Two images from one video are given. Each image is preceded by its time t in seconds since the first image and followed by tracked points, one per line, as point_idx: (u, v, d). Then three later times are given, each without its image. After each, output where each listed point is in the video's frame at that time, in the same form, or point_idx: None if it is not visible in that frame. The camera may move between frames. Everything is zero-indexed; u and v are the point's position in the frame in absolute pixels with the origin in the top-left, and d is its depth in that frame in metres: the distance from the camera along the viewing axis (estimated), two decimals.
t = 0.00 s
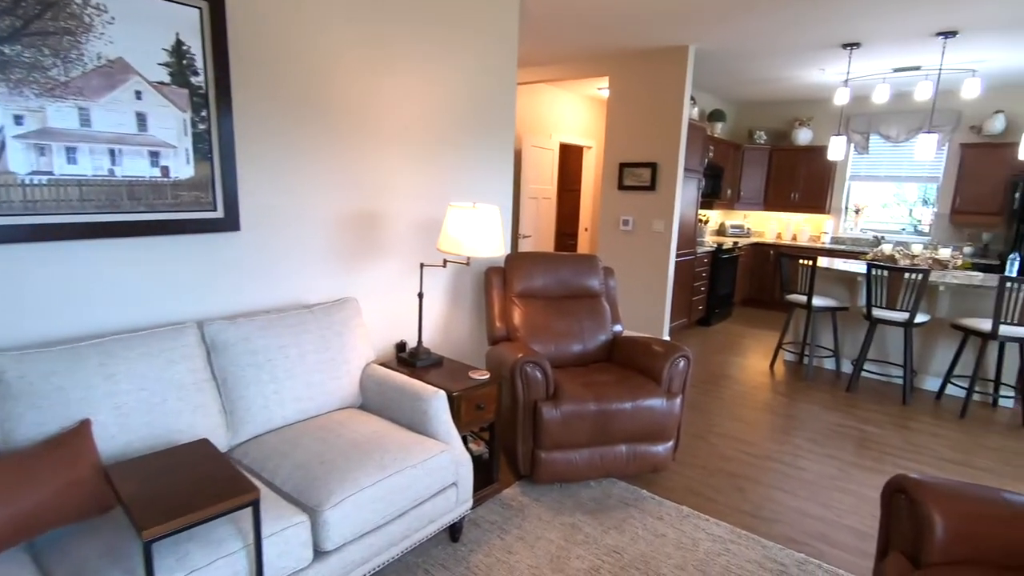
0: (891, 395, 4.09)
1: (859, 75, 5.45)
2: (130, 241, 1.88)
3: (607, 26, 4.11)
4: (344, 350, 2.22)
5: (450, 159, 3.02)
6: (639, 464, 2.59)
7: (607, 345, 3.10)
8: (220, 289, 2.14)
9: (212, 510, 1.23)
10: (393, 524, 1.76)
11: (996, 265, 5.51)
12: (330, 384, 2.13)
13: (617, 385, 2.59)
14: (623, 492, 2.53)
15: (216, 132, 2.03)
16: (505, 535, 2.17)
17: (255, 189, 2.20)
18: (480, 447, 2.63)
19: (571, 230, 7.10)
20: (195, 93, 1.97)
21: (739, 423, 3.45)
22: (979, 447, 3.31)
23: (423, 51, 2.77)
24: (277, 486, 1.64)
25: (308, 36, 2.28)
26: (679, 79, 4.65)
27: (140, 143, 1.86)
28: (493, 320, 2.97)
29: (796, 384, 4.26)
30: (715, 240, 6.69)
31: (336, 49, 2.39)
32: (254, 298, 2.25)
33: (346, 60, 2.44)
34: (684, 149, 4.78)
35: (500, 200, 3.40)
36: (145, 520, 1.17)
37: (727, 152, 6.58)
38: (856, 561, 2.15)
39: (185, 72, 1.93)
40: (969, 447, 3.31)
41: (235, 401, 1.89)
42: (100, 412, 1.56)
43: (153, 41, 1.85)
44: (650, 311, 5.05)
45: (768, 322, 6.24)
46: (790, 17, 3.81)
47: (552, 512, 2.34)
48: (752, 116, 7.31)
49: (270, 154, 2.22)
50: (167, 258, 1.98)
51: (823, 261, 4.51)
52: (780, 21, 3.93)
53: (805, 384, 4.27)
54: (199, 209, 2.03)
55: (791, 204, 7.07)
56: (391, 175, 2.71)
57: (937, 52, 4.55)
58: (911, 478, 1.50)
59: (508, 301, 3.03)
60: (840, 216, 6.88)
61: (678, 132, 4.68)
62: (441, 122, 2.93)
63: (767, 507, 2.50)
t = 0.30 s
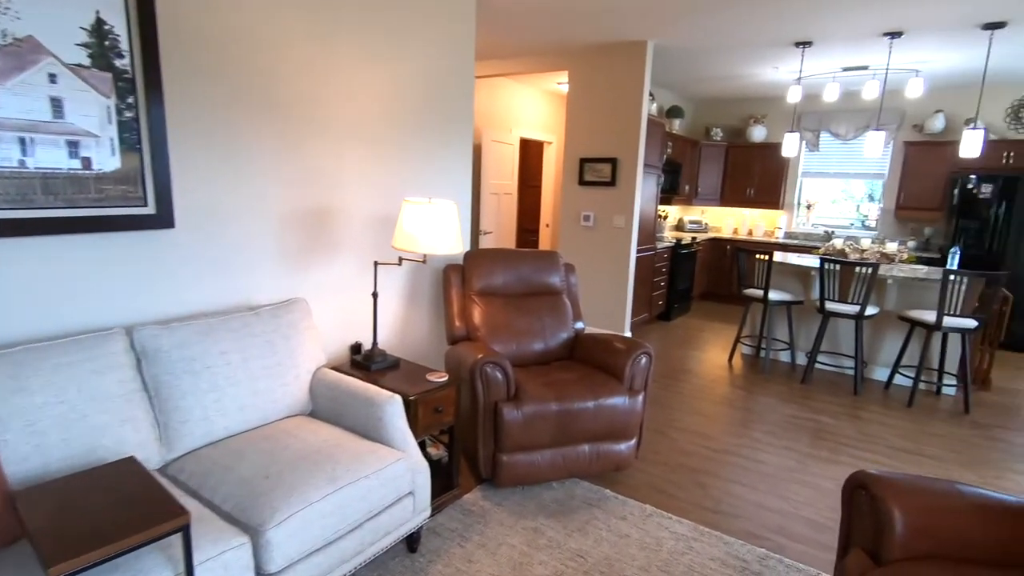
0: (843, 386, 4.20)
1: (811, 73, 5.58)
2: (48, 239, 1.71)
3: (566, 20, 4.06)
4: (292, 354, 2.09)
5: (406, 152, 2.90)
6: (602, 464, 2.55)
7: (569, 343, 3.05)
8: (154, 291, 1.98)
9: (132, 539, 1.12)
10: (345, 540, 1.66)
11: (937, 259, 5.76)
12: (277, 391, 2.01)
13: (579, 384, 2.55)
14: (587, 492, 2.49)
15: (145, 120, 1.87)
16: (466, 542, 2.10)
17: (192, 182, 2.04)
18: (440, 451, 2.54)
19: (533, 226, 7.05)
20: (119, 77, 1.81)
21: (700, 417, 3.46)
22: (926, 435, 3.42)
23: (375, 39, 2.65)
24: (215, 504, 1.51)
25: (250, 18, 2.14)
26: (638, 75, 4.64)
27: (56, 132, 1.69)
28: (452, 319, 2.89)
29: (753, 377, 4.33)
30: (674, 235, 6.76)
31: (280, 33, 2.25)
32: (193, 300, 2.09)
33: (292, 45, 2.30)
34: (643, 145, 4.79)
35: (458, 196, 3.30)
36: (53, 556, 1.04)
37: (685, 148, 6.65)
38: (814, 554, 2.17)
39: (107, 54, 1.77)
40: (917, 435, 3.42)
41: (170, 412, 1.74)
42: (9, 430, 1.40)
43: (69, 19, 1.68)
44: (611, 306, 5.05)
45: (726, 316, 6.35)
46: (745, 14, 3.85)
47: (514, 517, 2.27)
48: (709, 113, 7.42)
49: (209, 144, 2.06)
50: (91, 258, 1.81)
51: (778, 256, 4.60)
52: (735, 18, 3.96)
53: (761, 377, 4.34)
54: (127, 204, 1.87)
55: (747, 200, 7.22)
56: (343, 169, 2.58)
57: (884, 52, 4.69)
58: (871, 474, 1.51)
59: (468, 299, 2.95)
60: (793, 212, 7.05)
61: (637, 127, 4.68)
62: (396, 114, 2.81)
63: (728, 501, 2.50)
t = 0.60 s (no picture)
0: (797, 378, 4.29)
1: (763, 72, 5.68)
2: None
3: (523, 13, 3.98)
4: (232, 365, 1.93)
5: (354, 147, 2.75)
6: (564, 468, 2.49)
7: (529, 344, 2.98)
8: (72, 299, 1.79)
9: None
10: (290, 566, 1.54)
11: (882, 253, 5.99)
12: (215, 405, 1.85)
13: (541, 387, 2.48)
14: (549, 498, 2.42)
15: (56, 110, 1.68)
16: (424, 557, 2.00)
17: (115, 178, 1.86)
18: (395, 461, 2.43)
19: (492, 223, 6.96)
20: (25, 61, 1.62)
21: (660, 415, 3.46)
22: (876, 425, 3.52)
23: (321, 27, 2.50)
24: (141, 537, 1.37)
25: None
26: (596, 71, 4.60)
27: None
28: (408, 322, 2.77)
29: (711, 372, 4.37)
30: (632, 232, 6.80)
31: (215, 17, 2.08)
32: (119, 308, 1.91)
33: (229, 31, 2.13)
34: (602, 142, 4.76)
35: (412, 193, 3.17)
36: None
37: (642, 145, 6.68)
38: (776, 551, 2.17)
39: (9, 35, 1.58)
40: (867, 425, 3.51)
41: (89, 434, 1.57)
42: None
43: None
44: (571, 304, 5.02)
45: (683, 311, 6.43)
46: (701, 12, 3.85)
47: (475, 527, 2.19)
48: (665, 110, 7.49)
49: (134, 136, 1.89)
50: None
51: (733, 252, 4.66)
52: (691, 16, 3.97)
53: (719, 372, 4.39)
54: (38, 203, 1.68)
55: (702, 196, 7.33)
56: (286, 164, 2.42)
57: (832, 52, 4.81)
58: (835, 475, 1.51)
59: (424, 300, 2.84)
60: (746, 208, 7.20)
61: (596, 124, 4.65)
62: (344, 107, 2.67)
63: (690, 501, 2.48)
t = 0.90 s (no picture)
0: (758, 374, 4.35)
1: (721, 71, 5.74)
2: None
3: (481, 9, 3.89)
4: (171, 382, 1.79)
5: (305, 145, 2.61)
6: (531, 476, 2.43)
7: (494, 349, 2.90)
8: None
9: None
10: None
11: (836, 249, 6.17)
12: (152, 426, 1.71)
13: (505, 393, 2.41)
14: (515, 508, 2.35)
15: None
16: None
17: (32, 180, 1.68)
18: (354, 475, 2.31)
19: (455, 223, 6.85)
20: None
21: (626, 415, 3.44)
22: (834, 420, 3.57)
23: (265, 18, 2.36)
24: None
25: None
26: (557, 68, 4.55)
27: None
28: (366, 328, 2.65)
29: (675, 370, 4.39)
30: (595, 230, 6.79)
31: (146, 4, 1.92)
32: (41, 322, 1.74)
33: (162, 20, 1.97)
34: (564, 140, 4.72)
35: (368, 193, 3.05)
36: None
37: (604, 144, 6.68)
38: (744, 553, 2.15)
39: None
40: (826, 420, 3.57)
41: (4, 465, 1.41)
42: None
43: None
44: (536, 304, 4.97)
45: (647, 309, 6.46)
46: (660, 10, 3.84)
47: (438, 543, 2.10)
48: (626, 108, 7.52)
49: (54, 134, 1.72)
50: None
51: (695, 250, 4.68)
52: (651, 14, 3.95)
53: (683, 369, 4.41)
54: None
55: (664, 194, 7.39)
56: (232, 163, 2.27)
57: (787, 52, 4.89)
58: (804, 481, 1.49)
59: (383, 305, 2.72)
60: (706, 206, 7.30)
61: (558, 122, 4.60)
62: (293, 103, 2.53)
63: (658, 505, 2.45)
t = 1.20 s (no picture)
0: (727, 371, 4.37)
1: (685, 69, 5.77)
2: None
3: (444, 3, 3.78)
4: (109, 400, 1.65)
5: (257, 143, 2.48)
6: (501, 484, 2.36)
7: (461, 353, 2.82)
8: None
9: None
10: None
11: (798, 245, 6.28)
12: (86, 449, 1.57)
13: (473, 400, 2.33)
14: (485, 518, 2.28)
15: None
16: None
17: None
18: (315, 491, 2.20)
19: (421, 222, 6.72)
20: None
21: (597, 416, 3.40)
22: (801, 415, 3.60)
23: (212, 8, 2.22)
24: None
25: None
26: (523, 65, 4.48)
27: None
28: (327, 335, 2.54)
29: (645, 368, 4.38)
30: (564, 228, 6.76)
31: None
32: None
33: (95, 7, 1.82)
34: (531, 138, 4.65)
35: (326, 193, 2.92)
36: None
37: (571, 141, 6.65)
38: (717, 557, 2.13)
39: None
40: (793, 415, 3.59)
41: None
42: None
43: None
44: (504, 304, 4.90)
45: (617, 307, 6.47)
46: (625, 6, 3.81)
47: (405, 560, 2.01)
48: (592, 106, 7.50)
49: None
50: None
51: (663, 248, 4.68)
52: (616, 11, 3.92)
53: (653, 368, 4.41)
54: None
55: (631, 192, 7.41)
56: (177, 163, 2.13)
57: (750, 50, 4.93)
58: (779, 488, 1.46)
59: (345, 311, 2.61)
60: (673, 203, 7.34)
61: (524, 120, 4.53)
62: (244, 99, 2.39)
63: (630, 509, 2.41)
